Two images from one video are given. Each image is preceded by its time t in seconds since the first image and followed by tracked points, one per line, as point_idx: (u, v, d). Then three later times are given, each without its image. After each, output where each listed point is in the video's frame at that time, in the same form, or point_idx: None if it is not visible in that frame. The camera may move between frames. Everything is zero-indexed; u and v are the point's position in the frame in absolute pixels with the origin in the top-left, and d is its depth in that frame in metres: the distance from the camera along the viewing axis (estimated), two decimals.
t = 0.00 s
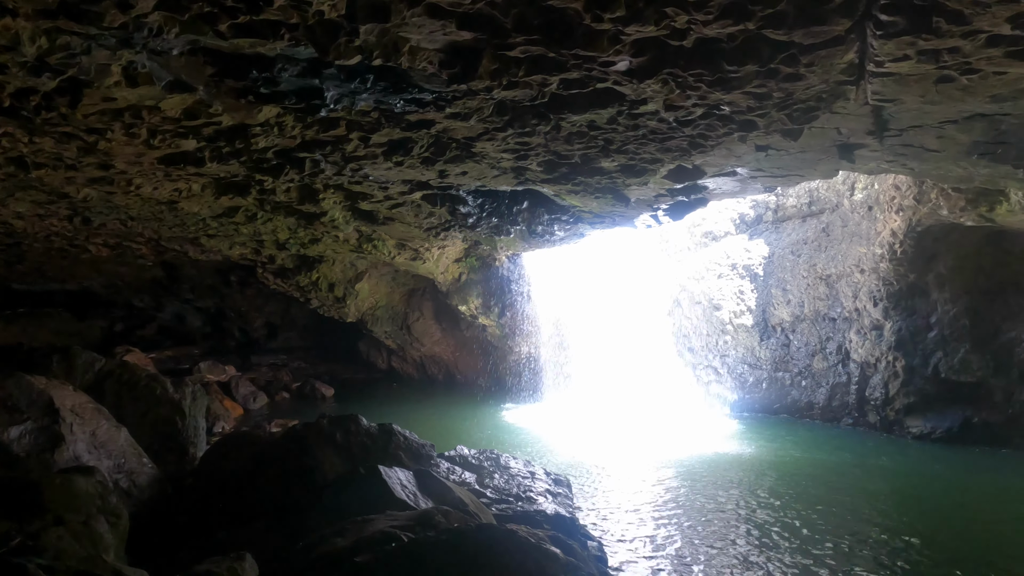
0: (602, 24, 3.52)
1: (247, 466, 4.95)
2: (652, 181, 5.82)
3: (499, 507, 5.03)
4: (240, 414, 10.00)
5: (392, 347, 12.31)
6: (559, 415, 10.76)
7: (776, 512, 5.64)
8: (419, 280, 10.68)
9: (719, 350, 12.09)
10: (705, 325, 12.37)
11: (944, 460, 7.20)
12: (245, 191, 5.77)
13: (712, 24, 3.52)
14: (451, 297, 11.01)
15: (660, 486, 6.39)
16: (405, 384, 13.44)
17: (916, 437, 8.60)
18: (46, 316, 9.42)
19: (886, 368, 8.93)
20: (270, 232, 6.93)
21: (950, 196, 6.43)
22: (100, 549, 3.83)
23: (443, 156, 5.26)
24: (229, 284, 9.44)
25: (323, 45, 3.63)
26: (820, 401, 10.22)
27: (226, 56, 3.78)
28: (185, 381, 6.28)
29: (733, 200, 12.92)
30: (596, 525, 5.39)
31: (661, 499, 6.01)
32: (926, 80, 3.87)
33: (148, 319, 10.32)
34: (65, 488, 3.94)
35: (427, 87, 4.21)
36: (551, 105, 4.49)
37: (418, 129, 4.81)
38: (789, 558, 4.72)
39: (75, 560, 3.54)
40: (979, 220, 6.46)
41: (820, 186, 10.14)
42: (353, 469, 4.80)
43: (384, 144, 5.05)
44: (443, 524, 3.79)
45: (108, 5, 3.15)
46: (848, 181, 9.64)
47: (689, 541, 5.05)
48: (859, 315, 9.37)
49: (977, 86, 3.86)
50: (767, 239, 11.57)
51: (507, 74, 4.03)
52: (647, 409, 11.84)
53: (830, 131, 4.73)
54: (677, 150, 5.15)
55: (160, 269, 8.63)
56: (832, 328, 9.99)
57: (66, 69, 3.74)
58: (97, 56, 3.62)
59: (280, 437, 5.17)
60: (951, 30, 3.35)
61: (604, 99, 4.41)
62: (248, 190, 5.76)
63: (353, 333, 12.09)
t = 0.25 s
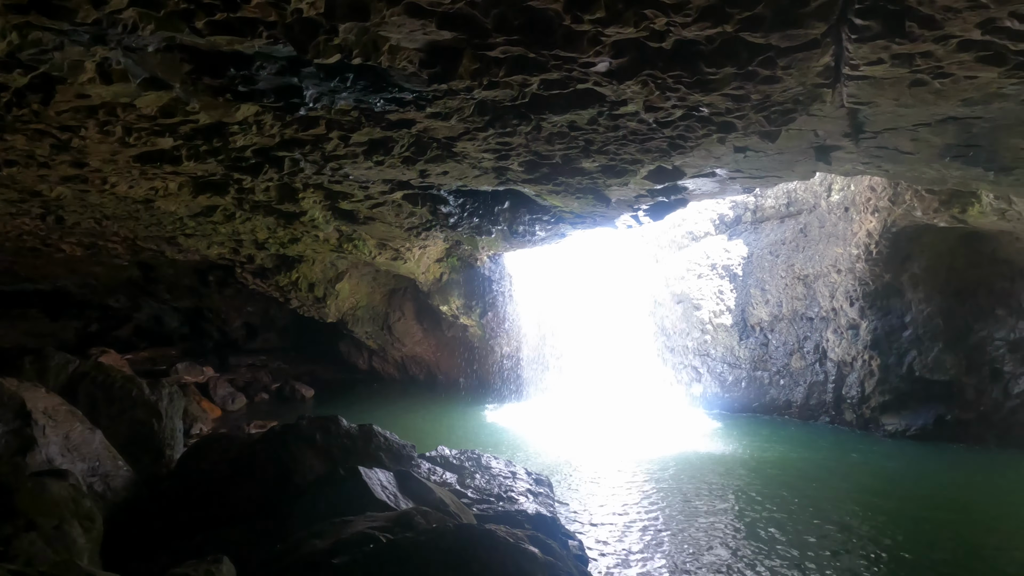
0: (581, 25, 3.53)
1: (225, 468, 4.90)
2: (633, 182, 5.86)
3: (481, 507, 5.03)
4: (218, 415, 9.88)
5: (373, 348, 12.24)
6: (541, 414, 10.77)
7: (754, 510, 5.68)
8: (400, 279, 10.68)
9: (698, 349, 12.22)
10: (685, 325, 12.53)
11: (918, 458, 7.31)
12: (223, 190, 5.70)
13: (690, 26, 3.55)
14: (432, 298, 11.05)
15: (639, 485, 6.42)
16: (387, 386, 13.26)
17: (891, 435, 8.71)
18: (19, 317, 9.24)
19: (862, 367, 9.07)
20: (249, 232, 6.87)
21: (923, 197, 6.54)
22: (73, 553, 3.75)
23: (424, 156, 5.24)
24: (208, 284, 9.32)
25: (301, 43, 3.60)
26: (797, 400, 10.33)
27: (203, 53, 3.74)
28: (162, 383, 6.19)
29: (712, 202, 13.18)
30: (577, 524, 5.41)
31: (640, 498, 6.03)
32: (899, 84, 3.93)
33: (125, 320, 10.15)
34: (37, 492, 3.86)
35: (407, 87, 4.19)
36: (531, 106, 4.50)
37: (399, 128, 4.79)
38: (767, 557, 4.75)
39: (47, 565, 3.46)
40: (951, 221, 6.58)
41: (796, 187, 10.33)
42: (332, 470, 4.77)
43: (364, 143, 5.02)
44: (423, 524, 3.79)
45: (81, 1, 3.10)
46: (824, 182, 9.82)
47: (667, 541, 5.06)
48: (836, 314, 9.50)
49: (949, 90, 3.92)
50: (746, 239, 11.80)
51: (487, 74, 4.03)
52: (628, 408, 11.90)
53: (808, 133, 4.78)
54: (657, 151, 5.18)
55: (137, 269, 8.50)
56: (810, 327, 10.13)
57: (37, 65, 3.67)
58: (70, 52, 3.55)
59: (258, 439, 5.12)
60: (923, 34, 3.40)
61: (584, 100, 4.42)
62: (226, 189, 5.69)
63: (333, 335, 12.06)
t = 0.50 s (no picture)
0: (561, 25, 3.54)
1: (203, 471, 4.83)
2: (613, 182, 5.88)
3: (461, 507, 5.01)
4: (195, 417, 9.76)
5: (353, 348, 12.16)
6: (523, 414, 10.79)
7: (733, 508, 5.72)
8: (380, 279, 10.59)
9: (678, 348, 12.42)
10: (666, 324, 12.71)
11: (893, 455, 7.43)
12: (200, 189, 5.63)
13: (669, 28, 3.58)
14: (412, 297, 10.81)
15: (620, 484, 6.45)
16: (366, 386, 13.28)
17: (868, 432, 8.88)
18: None
19: (838, 365, 9.20)
20: (227, 231, 6.79)
21: (897, 198, 6.65)
22: (45, 559, 3.66)
23: (404, 155, 5.22)
24: (185, 284, 9.19)
25: (279, 41, 3.56)
26: (775, 398, 10.47)
27: (178, 50, 3.69)
28: (137, 384, 6.10)
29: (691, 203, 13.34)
30: (558, 523, 5.42)
31: (619, 497, 6.05)
32: (873, 87, 4.00)
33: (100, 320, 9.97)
34: (6, 497, 3.75)
35: (386, 86, 4.17)
36: (512, 106, 4.50)
37: (379, 127, 4.76)
38: (744, 555, 4.77)
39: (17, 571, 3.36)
40: (925, 221, 6.71)
41: (774, 188, 10.49)
42: (311, 471, 4.72)
43: (343, 142, 4.99)
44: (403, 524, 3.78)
45: None
46: (801, 183, 9.97)
47: (647, 540, 5.07)
48: (813, 313, 9.63)
49: (922, 93, 3.99)
50: (724, 240, 12.00)
51: (467, 73, 4.02)
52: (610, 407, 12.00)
53: (784, 134, 4.84)
54: (637, 151, 5.21)
55: (111, 268, 8.36)
56: (787, 327, 10.26)
57: (7, 61, 3.59)
58: (41, 47, 3.48)
59: (236, 440, 5.05)
60: (896, 38, 3.46)
61: (564, 100, 4.44)
62: (203, 188, 5.62)
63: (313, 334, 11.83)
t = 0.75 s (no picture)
0: (540, 26, 3.54)
1: (177, 475, 4.76)
2: (593, 182, 5.91)
3: (441, 508, 5.00)
4: (171, 419, 9.61)
5: (332, 348, 12.08)
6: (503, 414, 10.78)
7: (711, 506, 5.76)
8: (360, 279, 10.51)
9: (658, 348, 12.44)
10: (645, 323, 12.68)
11: (868, 452, 7.55)
12: (176, 187, 5.55)
13: (647, 30, 3.60)
14: (393, 298, 10.89)
15: (599, 483, 6.47)
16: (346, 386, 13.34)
17: (843, 430, 9.04)
18: None
19: (814, 365, 9.32)
20: (203, 230, 6.71)
21: (872, 199, 6.74)
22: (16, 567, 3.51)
23: (383, 155, 5.19)
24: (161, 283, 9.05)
25: (256, 38, 3.53)
26: (753, 397, 10.60)
27: (153, 46, 3.63)
28: (111, 386, 5.99)
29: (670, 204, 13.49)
30: (538, 523, 5.43)
31: (598, 497, 6.07)
32: (848, 90, 4.05)
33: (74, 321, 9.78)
34: None
35: (365, 85, 4.14)
36: (492, 106, 4.50)
37: (357, 127, 4.73)
38: (721, 553, 4.81)
39: None
40: (898, 222, 6.82)
41: (753, 190, 10.68)
42: (289, 473, 4.70)
43: (322, 141, 4.95)
44: (381, 526, 3.78)
45: None
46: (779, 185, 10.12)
47: (626, 539, 5.08)
48: (790, 313, 9.75)
49: (894, 96, 4.05)
50: (703, 240, 12.16)
51: (447, 73, 4.01)
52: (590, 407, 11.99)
53: (761, 136, 4.90)
54: (617, 152, 5.24)
55: (84, 267, 8.21)
56: (764, 326, 10.37)
57: None
58: (10, 43, 3.41)
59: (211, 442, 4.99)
60: (870, 42, 3.51)
61: (544, 100, 4.45)
62: (179, 187, 5.55)
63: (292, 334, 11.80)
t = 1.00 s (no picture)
0: (519, 25, 3.54)
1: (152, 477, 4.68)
2: (572, 182, 5.92)
3: (420, 509, 4.98)
4: (145, 420, 9.45)
5: (310, 349, 12.00)
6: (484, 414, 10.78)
7: (689, 504, 5.81)
8: (339, 278, 10.44)
9: (637, 347, 12.63)
10: (625, 323, 12.85)
11: (843, 449, 7.69)
12: (150, 185, 5.47)
13: (625, 30, 3.61)
14: (372, 297, 10.88)
15: (578, 482, 6.51)
16: (323, 386, 13.11)
17: (818, 427, 9.23)
18: None
19: (791, 363, 9.44)
20: (178, 229, 6.61)
21: (846, 200, 6.84)
22: None
23: (362, 153, 5.15)
24: (135, 282, 8.91)
25: (231, 35, 3.48)
26: (731, 395, 10.75)
27: (126, 42, 3.57)
28: (82, 388, 5.88)
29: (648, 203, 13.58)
30: (518, 522, 5.44)
31: (577, 496, 6.09)
32: (822, 92, 4.11)
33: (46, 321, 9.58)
34: None
35: (343, 83, 4.09)
36: (471, 105, 4.49)
37: (335, 125, 4.69)
38: (697, 550, 4.85)
39: None
40: (871, 223, 6.94)
41: (731, 190, 10.81)
42: (267, 474, 4.65)
43: (299, 140, 4.90)
44: (359, 527, 3.78)
45: None
46: (756, 186, 10.25)
47: (604, 538, 5.10)
48: (767, 312, 9.82)
49: (868, 99, 4.11)
50: (682, 240, 12.29)
51: (425, 71, 3.98)
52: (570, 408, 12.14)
53: (738, 137, 4.95)
54: (596, 152, 5.26)
55: (55, 267, 8.06)
56: (742, 325, 10.50)
57: None
58: None
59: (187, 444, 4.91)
60: (843, 45, 3.56)
61: (523, 100, 4.45)
62: (153, 185, 5.47)
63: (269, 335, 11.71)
